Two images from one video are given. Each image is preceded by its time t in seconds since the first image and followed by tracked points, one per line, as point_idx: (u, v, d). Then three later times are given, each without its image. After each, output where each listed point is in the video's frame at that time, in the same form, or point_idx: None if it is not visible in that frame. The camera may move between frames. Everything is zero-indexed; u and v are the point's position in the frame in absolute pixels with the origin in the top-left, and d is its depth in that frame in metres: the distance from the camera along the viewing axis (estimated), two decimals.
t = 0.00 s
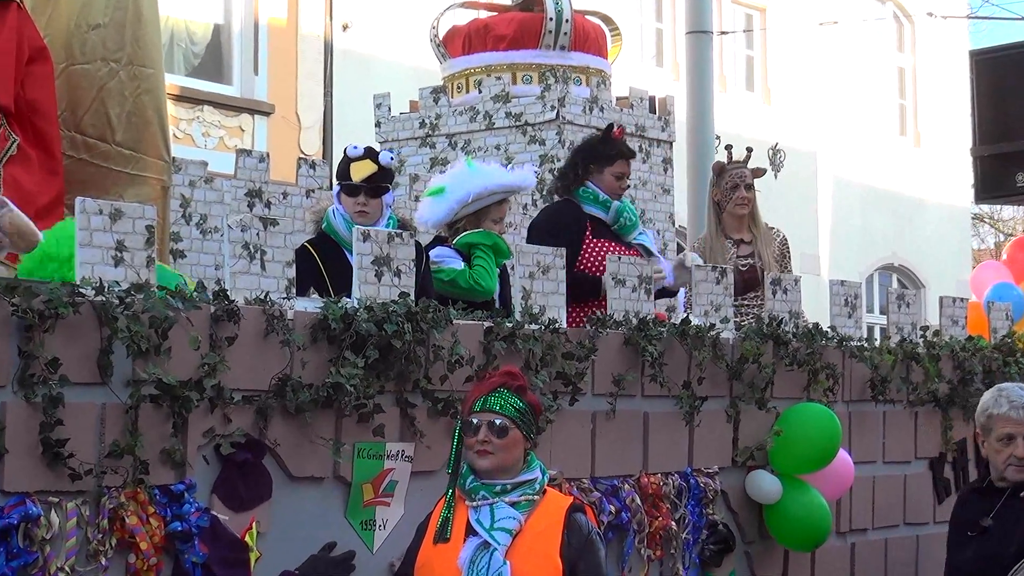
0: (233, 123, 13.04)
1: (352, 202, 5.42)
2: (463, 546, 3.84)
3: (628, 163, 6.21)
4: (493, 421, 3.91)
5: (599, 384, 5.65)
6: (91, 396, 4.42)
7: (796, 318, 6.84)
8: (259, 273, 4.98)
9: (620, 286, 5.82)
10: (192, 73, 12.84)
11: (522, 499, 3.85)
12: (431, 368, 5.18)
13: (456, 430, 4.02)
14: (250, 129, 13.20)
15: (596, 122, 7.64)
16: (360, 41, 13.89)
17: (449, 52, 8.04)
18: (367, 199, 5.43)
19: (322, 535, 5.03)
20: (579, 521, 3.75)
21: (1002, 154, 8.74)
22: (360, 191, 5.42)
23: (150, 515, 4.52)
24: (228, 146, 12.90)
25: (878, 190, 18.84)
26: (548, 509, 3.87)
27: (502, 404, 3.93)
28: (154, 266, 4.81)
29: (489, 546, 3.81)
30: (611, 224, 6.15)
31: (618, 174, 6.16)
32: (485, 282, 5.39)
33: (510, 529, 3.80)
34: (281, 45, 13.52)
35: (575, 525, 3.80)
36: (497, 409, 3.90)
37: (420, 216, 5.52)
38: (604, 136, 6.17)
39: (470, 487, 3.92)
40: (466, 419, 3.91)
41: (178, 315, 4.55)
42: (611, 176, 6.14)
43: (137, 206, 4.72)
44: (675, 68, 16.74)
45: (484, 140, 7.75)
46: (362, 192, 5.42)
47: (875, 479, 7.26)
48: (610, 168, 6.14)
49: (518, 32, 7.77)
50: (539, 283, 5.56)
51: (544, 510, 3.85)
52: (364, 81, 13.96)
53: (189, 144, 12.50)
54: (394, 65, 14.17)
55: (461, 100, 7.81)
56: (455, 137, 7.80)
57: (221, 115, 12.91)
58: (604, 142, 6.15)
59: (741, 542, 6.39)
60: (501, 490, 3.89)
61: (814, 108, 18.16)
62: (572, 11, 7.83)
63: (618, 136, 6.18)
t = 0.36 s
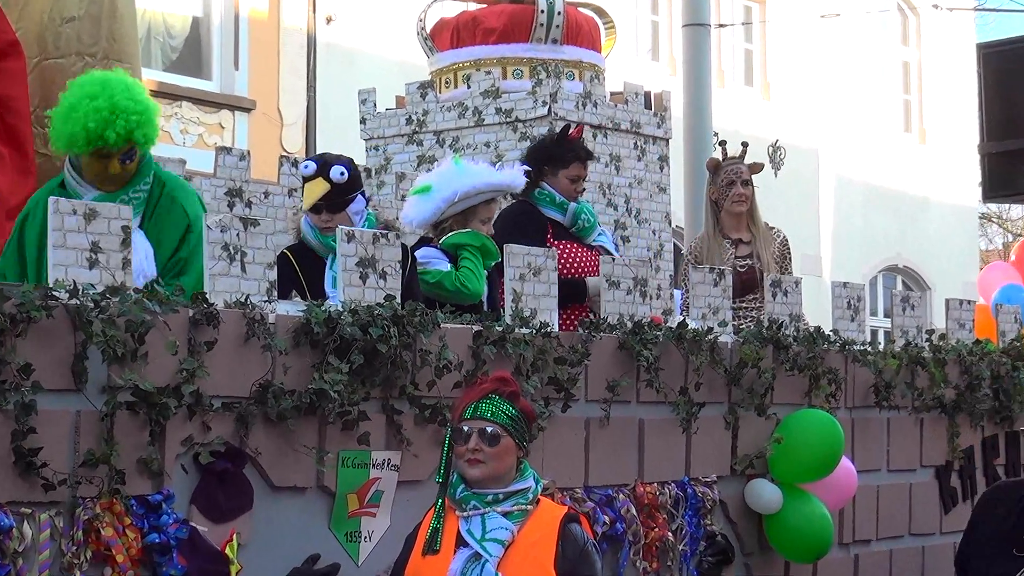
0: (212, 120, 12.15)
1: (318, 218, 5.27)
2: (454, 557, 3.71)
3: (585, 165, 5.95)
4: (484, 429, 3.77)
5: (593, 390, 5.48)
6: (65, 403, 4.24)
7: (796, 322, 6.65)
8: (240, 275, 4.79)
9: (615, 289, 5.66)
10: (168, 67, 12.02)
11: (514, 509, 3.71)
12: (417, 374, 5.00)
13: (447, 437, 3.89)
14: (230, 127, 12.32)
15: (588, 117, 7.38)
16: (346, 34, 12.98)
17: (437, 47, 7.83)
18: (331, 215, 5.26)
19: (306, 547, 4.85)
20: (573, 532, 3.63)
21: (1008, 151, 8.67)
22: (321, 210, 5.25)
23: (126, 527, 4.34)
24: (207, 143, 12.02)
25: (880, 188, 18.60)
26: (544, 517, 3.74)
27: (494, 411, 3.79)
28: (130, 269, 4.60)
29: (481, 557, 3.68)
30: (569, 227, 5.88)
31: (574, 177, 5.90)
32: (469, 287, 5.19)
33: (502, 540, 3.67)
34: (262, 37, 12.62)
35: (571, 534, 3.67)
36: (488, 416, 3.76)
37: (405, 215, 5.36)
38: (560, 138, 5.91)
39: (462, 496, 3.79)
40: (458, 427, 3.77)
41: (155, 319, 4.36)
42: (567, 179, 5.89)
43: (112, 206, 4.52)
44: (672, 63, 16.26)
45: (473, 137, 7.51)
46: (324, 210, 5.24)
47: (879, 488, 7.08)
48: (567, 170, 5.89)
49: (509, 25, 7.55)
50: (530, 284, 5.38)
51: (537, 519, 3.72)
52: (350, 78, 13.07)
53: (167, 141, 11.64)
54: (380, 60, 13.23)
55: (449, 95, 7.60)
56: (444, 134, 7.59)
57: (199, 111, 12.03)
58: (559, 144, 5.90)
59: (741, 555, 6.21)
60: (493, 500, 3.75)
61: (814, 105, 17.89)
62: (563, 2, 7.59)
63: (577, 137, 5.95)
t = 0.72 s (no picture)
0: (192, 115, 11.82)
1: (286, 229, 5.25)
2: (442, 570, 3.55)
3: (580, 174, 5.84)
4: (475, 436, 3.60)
5: (586, 396, 5.30)
6: (36, 409, 4.07)
7: (796, 325, 6.45)
8: (219, 276, 4.63)
9: (608, 290, 5.53)
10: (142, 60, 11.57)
11: (506, 520, 3.54)
12: (404, 379, 4.82)
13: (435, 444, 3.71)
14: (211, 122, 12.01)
15: (582, 113, 7.24)
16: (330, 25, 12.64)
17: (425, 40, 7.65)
18: (299, 225, 5.24)
19: (289, 559, 4.67)
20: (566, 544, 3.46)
21: (1015, 147, 8.48)
22: (289, 220, 5.24)
23: (102, 537, 4.16)
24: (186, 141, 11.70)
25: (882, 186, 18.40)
26: (537, 529, 3.57)
27: (486, 418, 3.62)
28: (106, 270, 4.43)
29: (470, 571, 3.52)
30: (559, 235, 5.79)
31: (568, 186, 5.79)
32: (455, 295, 5.00)
33: (492, 552, 3.51)
34: (243, 29, 12.31)
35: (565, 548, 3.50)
36: (479, 422, 3.59)
37: (387, 214, 5.16)
38: (559, 144, 5.77)
39: (451, 506, 3.62)
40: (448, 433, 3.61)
41: (131, 321, 4.19)
42: (561, 188, 5.77)
43: (87, 204, 4.35)
44: (668, 56, 15.97)
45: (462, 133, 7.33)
46: (290, 220, 5.24)
47: (883, 498, 6.91)
48: (561, 179, 5.77)
49: (498, 17, 7.40)
50: (521, 286, 5.22)
51: (532, 530, 3.56)
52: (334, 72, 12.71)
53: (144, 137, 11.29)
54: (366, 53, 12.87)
55: (437, 90, 7.42)
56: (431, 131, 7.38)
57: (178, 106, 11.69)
58: (556, 151, 5.76)
59: (740, 566, 6.03)
60: (484, 510, 3.58)
61: (812, 101, 17.68)
62: None
63: (572, 143, 5.81)
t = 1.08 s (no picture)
0: (166, 115, 10.99)
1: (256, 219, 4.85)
2: None
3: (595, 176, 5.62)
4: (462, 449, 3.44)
5: (576, 407, 5.16)
6: (3, 421, 3.89)
7: (794, 333, 6.32)
8: (194, 282, 4.46)
9: (598, 297, 5.44)
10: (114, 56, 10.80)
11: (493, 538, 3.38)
12: (386, 388, 4.65)
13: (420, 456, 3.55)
14: (185, 121, 11.17)
15: (572, 112, 7.06)
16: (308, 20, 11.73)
17: (408, 36, 7.45)
18: (271, 215, 4.85)
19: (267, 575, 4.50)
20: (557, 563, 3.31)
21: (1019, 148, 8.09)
22: (262, 209, 4.83)
23: (72, 554, 3.98)
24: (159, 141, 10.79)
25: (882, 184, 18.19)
26: (526, 545, 3.41)
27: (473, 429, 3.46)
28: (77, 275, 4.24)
29: None
30: (574, 239, 5.59)
31: (585, 189, 5.59)
32: (433, 302, 4.82)
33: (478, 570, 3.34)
34: (218, 23, 11.46)
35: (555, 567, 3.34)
36: (466, 433, 3.43)
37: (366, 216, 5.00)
38: (569, 144, 5.58)
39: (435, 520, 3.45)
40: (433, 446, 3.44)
41: (103, 329, 4.01)
42: (575, 190, 5.58)
43: (57, 207, 4.16)
44: (661, 53, 15.42)
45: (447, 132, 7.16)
46: (263, 209, 4.82)
47: (883, 512, 6.75)
48: (574, 181, 5.57)
49: (484, 12, 7.23)
50: (508, 291, 5.11)
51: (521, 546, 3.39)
52: (314, 67, 11.80)
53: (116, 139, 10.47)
54: (345, 50, 11.94)
55: (421, 88, 7.23)
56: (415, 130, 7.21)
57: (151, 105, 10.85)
58: (568, 151, 5.57)
59: None
60: (470, 526, 3.42)
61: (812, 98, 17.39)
62: None
63: (588, 143, 5.57)
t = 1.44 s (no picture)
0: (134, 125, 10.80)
1: (237, 217, 4.73)
2: None
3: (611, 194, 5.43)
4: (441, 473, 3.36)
5: (560, 430, 5.04)
6: None
7: (787, 352, 6.17)
8: (163, 300, 4.30)
9: (583, 315, 5.26)
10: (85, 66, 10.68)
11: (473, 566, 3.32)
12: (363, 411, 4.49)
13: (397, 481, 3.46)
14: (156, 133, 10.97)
15: (556, 122, 6.91)
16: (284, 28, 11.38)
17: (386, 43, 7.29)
18: (254, 215, 4.73)
19: None
20: None
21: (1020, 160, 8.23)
22: (246, 207, 4.71)
23: None
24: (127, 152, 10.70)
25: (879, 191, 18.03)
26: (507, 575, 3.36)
27: (452, 454, 3.37)
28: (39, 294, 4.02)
29: None
30: (584, 256, 5.45)
31: (596, 206, 5.40)
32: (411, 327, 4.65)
33: None
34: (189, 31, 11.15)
35: None
36: (445, 457, 3.35)
37: (339, 234, 4.83)
38: (585, 158, 5.39)
39: (414, 549, 3.37)
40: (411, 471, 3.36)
41: (68, 349, 3.84)
42: (586, 205, 5.40)
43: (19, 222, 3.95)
44: (649, 62, 15.24)
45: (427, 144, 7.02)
46: (248, 207, 4.71)
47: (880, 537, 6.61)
48: (587, 196, 5.40)
49: (466, 18, 7.04)
50: (490, 310, 4.99)
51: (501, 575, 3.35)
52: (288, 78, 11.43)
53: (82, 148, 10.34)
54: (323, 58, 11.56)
55: (400, 97, 7.08)
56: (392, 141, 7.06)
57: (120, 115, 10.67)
58: (583, 165, 5.40)
59: None
60: (450, 554, 3.35)
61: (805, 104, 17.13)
62: None
63: (605, 160, 5.41)
